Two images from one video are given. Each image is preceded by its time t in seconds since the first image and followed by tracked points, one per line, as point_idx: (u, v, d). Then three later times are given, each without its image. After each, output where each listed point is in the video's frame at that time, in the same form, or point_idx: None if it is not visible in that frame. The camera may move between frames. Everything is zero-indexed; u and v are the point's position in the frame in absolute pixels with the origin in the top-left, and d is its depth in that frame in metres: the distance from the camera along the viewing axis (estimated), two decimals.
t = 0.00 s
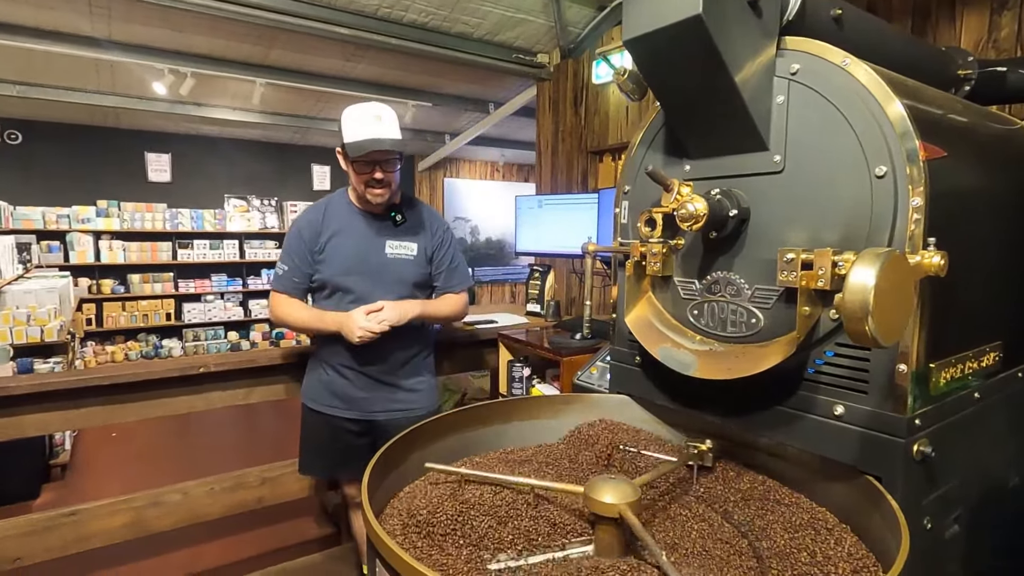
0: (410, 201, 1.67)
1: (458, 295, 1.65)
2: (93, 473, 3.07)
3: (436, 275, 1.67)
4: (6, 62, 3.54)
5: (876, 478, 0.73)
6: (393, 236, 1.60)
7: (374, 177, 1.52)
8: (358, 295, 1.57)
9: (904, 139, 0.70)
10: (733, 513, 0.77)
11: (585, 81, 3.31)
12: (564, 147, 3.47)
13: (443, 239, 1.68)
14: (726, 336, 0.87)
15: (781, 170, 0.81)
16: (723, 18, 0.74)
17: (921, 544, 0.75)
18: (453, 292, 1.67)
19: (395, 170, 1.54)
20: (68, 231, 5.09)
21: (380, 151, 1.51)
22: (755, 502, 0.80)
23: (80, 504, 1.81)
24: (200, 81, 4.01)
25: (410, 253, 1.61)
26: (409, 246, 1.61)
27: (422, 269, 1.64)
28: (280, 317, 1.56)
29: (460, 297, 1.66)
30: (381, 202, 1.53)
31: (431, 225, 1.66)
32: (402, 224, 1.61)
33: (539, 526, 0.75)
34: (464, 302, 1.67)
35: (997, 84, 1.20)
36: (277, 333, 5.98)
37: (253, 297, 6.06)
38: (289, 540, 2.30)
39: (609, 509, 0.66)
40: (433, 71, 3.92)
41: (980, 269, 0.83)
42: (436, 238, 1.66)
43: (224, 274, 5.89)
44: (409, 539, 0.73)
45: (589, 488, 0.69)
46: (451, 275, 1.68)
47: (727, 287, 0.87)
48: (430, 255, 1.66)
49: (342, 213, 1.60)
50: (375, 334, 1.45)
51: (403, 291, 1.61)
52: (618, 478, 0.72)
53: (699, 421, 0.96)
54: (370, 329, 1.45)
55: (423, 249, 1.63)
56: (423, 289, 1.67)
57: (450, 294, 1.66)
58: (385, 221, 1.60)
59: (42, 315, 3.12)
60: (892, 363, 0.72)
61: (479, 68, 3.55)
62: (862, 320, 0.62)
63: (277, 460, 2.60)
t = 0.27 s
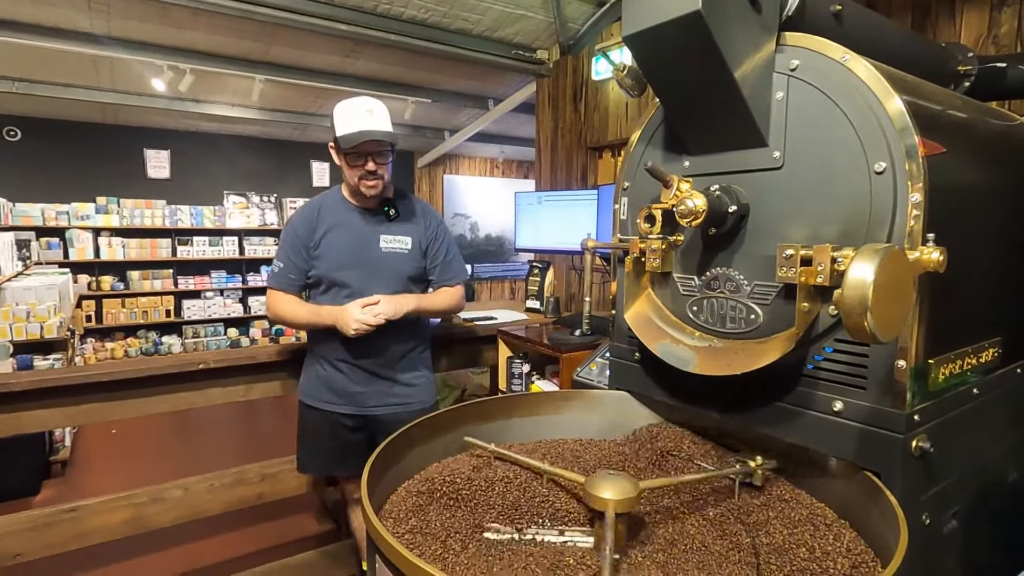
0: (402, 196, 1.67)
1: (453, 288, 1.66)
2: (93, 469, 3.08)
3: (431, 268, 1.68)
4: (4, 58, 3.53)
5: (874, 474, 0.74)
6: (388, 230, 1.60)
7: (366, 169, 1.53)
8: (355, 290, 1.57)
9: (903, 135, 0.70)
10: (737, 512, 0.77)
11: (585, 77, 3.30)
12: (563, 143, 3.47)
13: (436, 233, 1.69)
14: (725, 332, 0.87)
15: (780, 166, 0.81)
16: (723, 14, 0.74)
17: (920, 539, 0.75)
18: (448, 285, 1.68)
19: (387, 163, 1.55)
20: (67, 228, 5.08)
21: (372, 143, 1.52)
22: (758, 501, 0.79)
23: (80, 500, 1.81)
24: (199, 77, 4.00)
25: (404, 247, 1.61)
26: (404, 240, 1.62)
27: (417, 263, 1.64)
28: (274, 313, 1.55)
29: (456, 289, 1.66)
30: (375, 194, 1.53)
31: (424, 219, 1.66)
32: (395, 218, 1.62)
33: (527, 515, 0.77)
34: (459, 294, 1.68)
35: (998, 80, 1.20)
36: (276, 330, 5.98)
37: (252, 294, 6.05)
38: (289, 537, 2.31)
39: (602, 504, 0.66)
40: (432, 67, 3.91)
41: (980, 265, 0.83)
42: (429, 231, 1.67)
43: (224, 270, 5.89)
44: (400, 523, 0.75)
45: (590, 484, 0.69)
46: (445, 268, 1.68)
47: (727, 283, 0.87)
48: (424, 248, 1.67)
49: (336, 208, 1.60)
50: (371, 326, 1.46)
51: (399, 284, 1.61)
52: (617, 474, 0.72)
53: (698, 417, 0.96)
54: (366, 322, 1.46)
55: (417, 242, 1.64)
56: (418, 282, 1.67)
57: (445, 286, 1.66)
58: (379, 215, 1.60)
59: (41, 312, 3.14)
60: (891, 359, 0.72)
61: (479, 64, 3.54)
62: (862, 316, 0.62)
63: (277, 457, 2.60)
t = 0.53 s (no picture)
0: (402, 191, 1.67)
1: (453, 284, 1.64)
2: (93, 465, 3.08)
3: (430, 264, 1.67)
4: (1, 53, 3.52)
5: (872, 469, 0.74)
6: (386, 226, 1.60)
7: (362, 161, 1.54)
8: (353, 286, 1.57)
9: (902, 131, 0.70)
10: (754, 534, 0.71)
11: (584, 73, 3.29)
12: (562, 139, 3.46)
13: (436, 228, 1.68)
14: (724, 328, 0.87)
15: (780, 162, 0.81)
16: (722, 10, 0.74)
17: (917, 534, 0.75)
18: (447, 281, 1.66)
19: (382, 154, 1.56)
20: (65, 224, 5.07)
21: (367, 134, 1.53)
22: (791, 530, 0.71)
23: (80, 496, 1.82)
24: (197, 73, 3.99)
25: (403, 242, 1.61)
26: (403, 236, 1.61)
27: (416, 259, 1.64)
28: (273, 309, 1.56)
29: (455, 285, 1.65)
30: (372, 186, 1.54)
31: (423, 215, 1.65)
32: (393, 214, 1.61)
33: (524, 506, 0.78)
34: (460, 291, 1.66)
35: (997, 76, 1.19)
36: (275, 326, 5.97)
37: (251, 290, 6.05)
38: (289, 533, 2.31)
39: (600, 499, 0.66)
40: (431, 63, 3.90)
41: (978, 262, 0.83)
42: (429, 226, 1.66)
43: (222, 267, 5.89)
44: (400, 518, 0.75)
45: (588, 479, 0.70)
46: (445, 265, 1.67)
47: (726, 279, 0.87)
48: (423, 244, 1.65)
49: (335, 204, 1.60)
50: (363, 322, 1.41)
51: (397, 280, 1.61)
52: (613, 469, 0.72)
53: (697, 413, 0.96)
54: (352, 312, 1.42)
55: (416, 238, 1.63)
56: (418, 278, 1.66)
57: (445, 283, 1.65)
58: (377, 211, 1.60)
59: (39, 308, 3.13)
60: (889, 354, 0.72)
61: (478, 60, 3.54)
62: (860, 313, 0.63)
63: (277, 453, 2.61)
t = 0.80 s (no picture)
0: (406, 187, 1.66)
1: (458, 279, 1.62)
2: (93, 463, 3.08)
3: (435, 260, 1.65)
4: None
5: (872, 466, 0.73)
6: (389, 221, 1.59)
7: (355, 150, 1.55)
8: (355, 282, 1.58)
9: (903, 126, 0.69)
10: (755, 566, 0.63)
11: (584, 70, 3.28)
12: (561, 136, 3.46)
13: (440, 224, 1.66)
14: (723, 325, 0.87)
15: (780, 158, 0.81)
16: (722, 5, 0.73)
17: (917, 531, 0.75)
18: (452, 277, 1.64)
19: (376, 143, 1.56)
20: (64, 222, 5.07)
21: (360, 123, 1.55)
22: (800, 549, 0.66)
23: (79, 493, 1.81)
24: (195, 70, 3.97)
25: (405, 238, 1.59)
26: (405, 231, 1.60)
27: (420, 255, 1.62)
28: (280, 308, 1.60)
29: (461, 280, 1.62)
30: (364, 176, 1.55)
31: (427, 210, 1.64)
32: (396, 210, 1.60)
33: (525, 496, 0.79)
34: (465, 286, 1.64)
35: (998, 71, 1.19)
36: (275, 324, 5.97)
37: (251, 288, 6.05)
38: (288, 530, 2.31)
39: (598, 496, 0.66)
40: (430, 59, 3.89)
41: (979, 258, 0.82)
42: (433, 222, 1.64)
43: (222, 264, 5.88)
44: (397, 514, 0.75)
45: (586, 477, 0.69)
46: (449, 260, 1.65)
47: (725, 276, 0.87)
48: (427, 240, 1.64)
49: (339, 201, 1.62)
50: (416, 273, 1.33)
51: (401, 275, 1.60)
52: (612, 466, 0.72)
53: (696, 410, 0.96)
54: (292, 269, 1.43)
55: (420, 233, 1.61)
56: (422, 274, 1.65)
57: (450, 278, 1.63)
58: (379, 207, 1.60)
59: (39, 305, 3.11)
60: (889, 352, 0.72)
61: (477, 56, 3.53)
62: (860, 308, 0.62)
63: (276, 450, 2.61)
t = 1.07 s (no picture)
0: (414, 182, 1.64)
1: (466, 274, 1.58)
2: (84, 462, 3.06)
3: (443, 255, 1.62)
4: None
5: (861, 461, 0.74)
6: (394, 217, 1.58)
7: (349, 144, 1.56)
8: (361, 278, 1.58)
9: (891, 125, 0.70)
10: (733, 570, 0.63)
11: (577, 68, 3.29)
12: (555, 134, 3.46)
13: (448, 219, 1.62)
14: (715, 322, 0.87)
15: (771, 156, 0.81)
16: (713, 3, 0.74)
17: (905, 525, 0.76)
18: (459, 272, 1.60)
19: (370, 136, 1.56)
20: (54, 219, 5.03)
21: (354, 116, 1.55)
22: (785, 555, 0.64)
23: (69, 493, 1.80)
24: (187, 66, 3.95)
25: (411, 233, 1.57)
26: (410, 227, 1.58)
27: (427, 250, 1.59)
28: (294, 309, 1.70)
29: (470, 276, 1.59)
30: (358, 168, 1.56)
31: (435, 205, 1.61)
32: (401, 205, 1.58)
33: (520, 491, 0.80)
34: (473, 282, 1.59)
35: (985, 71, 1.20)
36: (268, 322, 5.96)
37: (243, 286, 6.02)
38: (281, 528, 2.31)
39: (591, 492, 0.67)
40: (423, 57, 3.88)
41: (966, 255, 0.84)
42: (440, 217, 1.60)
43: (214, 262, 5.86)
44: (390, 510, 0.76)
45: (577, 473, 0.70)
46: (457, 255, 1.61)
47: (717, 274, 0.87)
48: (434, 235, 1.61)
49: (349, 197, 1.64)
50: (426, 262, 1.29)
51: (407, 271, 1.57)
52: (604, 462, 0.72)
53: (687, 407, 0.96)
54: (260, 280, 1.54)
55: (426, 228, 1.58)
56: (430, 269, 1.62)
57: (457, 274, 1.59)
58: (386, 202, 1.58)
59: (28, 304, 3.09)
60: (878, 347, 0.73)
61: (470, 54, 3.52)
62: (847, 305, 0.63)
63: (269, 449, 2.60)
